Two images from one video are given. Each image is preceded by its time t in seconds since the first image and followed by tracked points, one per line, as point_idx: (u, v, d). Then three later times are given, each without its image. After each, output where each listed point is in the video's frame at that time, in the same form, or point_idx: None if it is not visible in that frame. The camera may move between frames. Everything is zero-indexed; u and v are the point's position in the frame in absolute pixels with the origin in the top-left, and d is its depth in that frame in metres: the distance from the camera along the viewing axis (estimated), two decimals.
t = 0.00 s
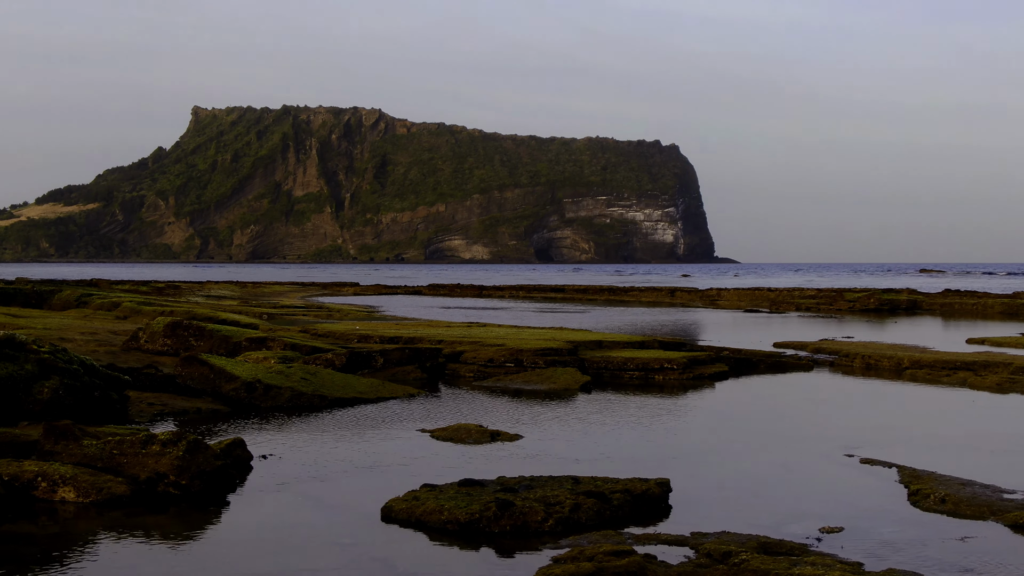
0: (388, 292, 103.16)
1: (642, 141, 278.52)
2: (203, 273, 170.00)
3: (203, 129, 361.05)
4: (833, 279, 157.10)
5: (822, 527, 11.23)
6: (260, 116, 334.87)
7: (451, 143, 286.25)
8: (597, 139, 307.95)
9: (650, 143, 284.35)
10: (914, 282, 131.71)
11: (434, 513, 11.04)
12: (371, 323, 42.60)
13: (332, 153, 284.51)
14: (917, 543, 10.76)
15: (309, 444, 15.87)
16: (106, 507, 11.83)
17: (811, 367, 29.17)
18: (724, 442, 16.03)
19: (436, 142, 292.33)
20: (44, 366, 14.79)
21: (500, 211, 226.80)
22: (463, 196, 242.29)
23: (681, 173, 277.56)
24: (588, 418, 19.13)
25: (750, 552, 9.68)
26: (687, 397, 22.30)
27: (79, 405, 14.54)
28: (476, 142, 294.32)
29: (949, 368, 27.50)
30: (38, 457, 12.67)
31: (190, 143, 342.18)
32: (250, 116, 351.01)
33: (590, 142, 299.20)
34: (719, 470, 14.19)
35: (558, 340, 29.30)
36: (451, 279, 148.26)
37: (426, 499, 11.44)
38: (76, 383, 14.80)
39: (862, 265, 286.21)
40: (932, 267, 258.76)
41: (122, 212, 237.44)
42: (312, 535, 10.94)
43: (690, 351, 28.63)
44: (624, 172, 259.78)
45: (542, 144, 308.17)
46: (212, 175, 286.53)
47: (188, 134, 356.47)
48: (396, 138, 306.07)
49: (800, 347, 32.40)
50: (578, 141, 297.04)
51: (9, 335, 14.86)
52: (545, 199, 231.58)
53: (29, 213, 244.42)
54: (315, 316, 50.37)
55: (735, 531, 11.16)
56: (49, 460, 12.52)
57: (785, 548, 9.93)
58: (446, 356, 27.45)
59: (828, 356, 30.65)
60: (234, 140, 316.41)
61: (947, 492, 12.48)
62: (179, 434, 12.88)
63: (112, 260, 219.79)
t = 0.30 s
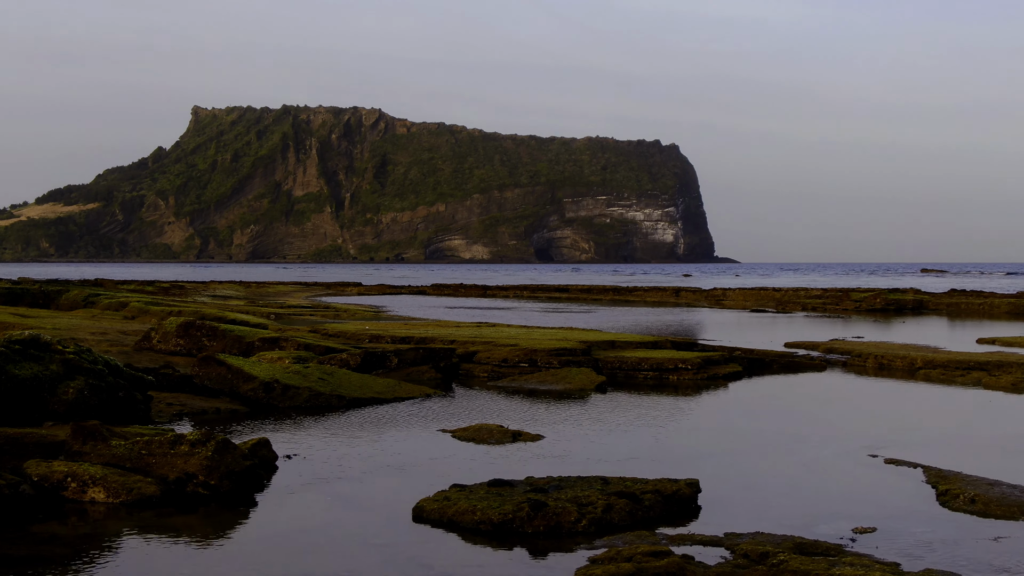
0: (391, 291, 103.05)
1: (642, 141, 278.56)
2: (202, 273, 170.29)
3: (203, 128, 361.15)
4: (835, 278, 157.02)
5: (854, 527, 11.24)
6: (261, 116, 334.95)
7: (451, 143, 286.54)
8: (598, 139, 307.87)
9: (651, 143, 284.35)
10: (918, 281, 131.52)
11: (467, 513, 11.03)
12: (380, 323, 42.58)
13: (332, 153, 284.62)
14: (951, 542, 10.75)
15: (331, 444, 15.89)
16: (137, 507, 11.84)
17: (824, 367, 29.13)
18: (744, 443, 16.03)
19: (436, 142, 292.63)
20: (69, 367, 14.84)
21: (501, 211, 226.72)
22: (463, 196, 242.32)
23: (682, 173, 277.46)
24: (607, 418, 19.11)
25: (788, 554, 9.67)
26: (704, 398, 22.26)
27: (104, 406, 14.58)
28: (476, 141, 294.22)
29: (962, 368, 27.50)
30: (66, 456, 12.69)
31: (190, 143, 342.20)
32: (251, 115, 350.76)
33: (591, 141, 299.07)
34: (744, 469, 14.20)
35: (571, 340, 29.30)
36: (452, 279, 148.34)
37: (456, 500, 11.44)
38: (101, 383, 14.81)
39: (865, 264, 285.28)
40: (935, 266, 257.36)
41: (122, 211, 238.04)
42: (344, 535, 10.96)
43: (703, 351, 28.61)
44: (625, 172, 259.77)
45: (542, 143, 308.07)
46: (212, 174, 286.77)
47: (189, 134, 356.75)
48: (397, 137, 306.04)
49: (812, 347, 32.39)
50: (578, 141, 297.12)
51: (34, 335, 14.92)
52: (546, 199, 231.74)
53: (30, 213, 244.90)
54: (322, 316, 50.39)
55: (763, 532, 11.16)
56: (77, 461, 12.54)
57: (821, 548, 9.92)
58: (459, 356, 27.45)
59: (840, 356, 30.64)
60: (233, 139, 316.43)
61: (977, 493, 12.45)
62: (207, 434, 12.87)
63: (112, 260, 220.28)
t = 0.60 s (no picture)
0: (394, 292, 103.06)
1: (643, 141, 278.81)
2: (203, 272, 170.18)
3: (203, 129, 361.20)
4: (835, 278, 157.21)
5: (886, 528, 11.23)
6: (261, 116, 335.26)
7: (451, 143, 286.76)
8: (598, 139, 308.11)
9: (652, 143, 284.47)
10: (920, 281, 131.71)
11: (497, 514, 11.02)
12: (388, 323, 42.63)
13: (332, 153, 284.78)
14: (983, 543, 10.73)
15: (352, 444, 15.91)
16: (165, 508, 11.84)
17: (836, 367, 29.12)
18: (763, 443, 16.05)
19: (436, 142, 292.80)
20: (92, 368, 14.91)
21: (500, 210, 226.71)
22: (463, 195, 242.59)
23: (682, 173, 277.66)
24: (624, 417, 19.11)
25: (824, 555, 9.67)
26: (719, 399, 22.26)
27: (127, 406, 14.61)
28: (477, 142, 294.39)
29: (975, 368, 27.46)
30: (93, 458, 12.70)
31: (190, 143, 342.44)
32: (251, 115, 350.96)
33: (590, 141, 299.20)
34: (765, 469, 14.23)
35: (583, 340, 29.30)
36: (452, 278, 148.40)
37: (486, 500, 11.43)
38: (125, 384, 14.84)
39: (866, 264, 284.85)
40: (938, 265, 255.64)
41: (122, 211, 238.20)
42: (373, 537, 10.96)
43: (715, 351, 28.61)
44: (625, 172, 259.96)
45: (541, 143, 308.29)
46: (212, 174, 286.97)
47: (189, 135, 356.89)
48: (397, 137, 306.03)
49: (822, 348, 32.39)
50: (579, 141, 297.33)
51: (58, 336, 15.00)
52: (546, 199, 232.02)
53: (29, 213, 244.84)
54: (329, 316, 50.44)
55: (790, 532, 11.17)
56: (104, 462, 12.55)
57: (856, 549, 9.91)
58: (472, 357, 27.46)
59: (852, 356, 30.62)
60: (233, 140, 316.51)
61: (1004, 494, 12.40)
62: (233, 435, 12.88)
63: (112, 259, 220.31)
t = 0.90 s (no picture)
0: (397, 291, 103.03)
1: (643, 141, 279.05)
2: (203, 273, 170.08)
3: (203, 129, 361.25)
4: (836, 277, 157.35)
5: (916, 528, 11.20)
6: (261, 116, 335.48)
7: (451, 143, 286.95)
8: (598, 139, 308.29)
9: (652, 142, 284.71)
10: (922, 282, 131.89)
11: (526, 514, 11.01)
12: (397, 323, 42.63)
13: (332, 153, 284.96)
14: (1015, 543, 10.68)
15: (374, 443, 15.94)
16: (193, 508, 11.85)
17: (848, 367, 29.12)
18: (784, 442, 16.04)
19: (436, 142, 292.91)
20: (115, 368, 15.06)
21: (500, 211, 226.54)
22: (463, 196, 242.70)
23: (682, 173, 277.65)
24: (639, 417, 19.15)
25: (857, 555, 9.69)
26: (733, 399, 22.32)
27: (150, 407, 14.74)
28: (477, 142, 294.48)
29: (987, 368, 27.47)
30: (118, 457, 12.74)
31: (191, 143, 342.58)
32: (252, 115, 350.88)
33: (590, 141, 299.21)
34: (787, 469, 14.23)
35: (595, 340, 29.28)
36: (453, 278, 148.45)
37: (515, 501, 11.43)
38: (148, 384, 15.05)
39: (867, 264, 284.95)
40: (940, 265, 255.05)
41: (122, 211, 238.61)
42: (401, 537, 10.98)
43: (727, 351, 28.63)
44: (625, 172, 260.03)
45: (542, 143, 308.28)
46: (212, 174, 287.01)
47: (189, 135, 357.04)
48: (397, 137, 306.05)
49: (833, 348, 32.40)
50: (578, 141, 297.82)
51: (81, 337, 15.17)
52: (545, 199, 232.34)
53: (29, 212, 244.66)
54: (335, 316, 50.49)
55: (819, 532, 11.16)
56: (130, 461, 12.58)
57: (889, 549, 9.90)
58: (485, 356, 27.48)
59: (863, 356, 30.64)
60: (233, 139, 316.57)
61: None
62: (259, 435, 12.89)
63: (112, 260, 220.40)
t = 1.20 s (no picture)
0: (401, 291, 102.87)
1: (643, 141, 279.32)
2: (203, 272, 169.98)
3: (203, 128, 361.18)
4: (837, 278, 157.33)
5: (944, 529, 11.21)
6: (262, 115, 335.69)
7: (451, 143, 287.37)
8: (598, 139, 308.54)
9: (652, 142, 285.02)
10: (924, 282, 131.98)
11: (555, 514, 11.01)
12: (405, 323, 42.55)
13: (332, 153, 285.18)
14: None
15: (397, 443, 15.93)
16: (220, 508, 11.85)
17: (859, 367, 29.09)
18: (805, 442, 16.03)
19: (436, 141, 293.26)
20: (138, 368, 15.10)
21: (500, 211, 226.36)
22: (463, 195, 242.75)
23: (683, 173, 277.68)
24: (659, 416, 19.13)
25: (890, 555, 9.70)
26: (748, 399, 22.26)
27: (172, 407, 14.82)
28: (477, 141, 294.64)
29: (1000, 368, 27.44)
30: (144, 457, 12.77)
31: (191, 142, 342.83)
32: (252, 115, 351.10)
33: (591, 141, 299.17)
34: (812, 469, 14.23)
35: (606, 340, 29.22)
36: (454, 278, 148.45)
37: (542, 501, 11.43)
38: (170, 384, 15.11)
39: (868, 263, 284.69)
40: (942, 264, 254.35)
41: (122, 211, 239.14)
42: (430, 538, 10.95)
43: (738, 350, 28.59)
44: (625, 171, 260.17)
45: (542, 143, 308.35)
46: (212, 174, 287.16)
47: (189, 135, 357.35)
48: (397, 137, 305.98)
49: (844, 347, 32.38)
50: (578, 140, 298.18)
51: (104, 337, 15.23)
52: (545, 199, 232.93)
53: (30, 212, 244.68)
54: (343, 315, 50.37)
55: (852, 532, 11.11)
56: (156, 462, 12.61)
57: (920, 549, 9.91)
58: (497, 356, 27.44)
59: (874, 356, 30.62)
60: (233, 139, 316.67)
61: None
62: (284, 435, 12.92)
63: (112, 259, 220.56)
